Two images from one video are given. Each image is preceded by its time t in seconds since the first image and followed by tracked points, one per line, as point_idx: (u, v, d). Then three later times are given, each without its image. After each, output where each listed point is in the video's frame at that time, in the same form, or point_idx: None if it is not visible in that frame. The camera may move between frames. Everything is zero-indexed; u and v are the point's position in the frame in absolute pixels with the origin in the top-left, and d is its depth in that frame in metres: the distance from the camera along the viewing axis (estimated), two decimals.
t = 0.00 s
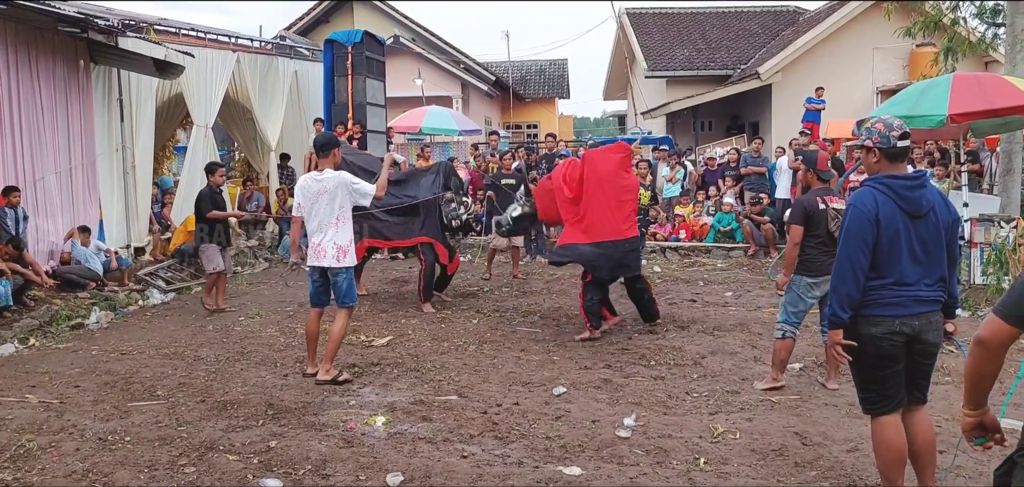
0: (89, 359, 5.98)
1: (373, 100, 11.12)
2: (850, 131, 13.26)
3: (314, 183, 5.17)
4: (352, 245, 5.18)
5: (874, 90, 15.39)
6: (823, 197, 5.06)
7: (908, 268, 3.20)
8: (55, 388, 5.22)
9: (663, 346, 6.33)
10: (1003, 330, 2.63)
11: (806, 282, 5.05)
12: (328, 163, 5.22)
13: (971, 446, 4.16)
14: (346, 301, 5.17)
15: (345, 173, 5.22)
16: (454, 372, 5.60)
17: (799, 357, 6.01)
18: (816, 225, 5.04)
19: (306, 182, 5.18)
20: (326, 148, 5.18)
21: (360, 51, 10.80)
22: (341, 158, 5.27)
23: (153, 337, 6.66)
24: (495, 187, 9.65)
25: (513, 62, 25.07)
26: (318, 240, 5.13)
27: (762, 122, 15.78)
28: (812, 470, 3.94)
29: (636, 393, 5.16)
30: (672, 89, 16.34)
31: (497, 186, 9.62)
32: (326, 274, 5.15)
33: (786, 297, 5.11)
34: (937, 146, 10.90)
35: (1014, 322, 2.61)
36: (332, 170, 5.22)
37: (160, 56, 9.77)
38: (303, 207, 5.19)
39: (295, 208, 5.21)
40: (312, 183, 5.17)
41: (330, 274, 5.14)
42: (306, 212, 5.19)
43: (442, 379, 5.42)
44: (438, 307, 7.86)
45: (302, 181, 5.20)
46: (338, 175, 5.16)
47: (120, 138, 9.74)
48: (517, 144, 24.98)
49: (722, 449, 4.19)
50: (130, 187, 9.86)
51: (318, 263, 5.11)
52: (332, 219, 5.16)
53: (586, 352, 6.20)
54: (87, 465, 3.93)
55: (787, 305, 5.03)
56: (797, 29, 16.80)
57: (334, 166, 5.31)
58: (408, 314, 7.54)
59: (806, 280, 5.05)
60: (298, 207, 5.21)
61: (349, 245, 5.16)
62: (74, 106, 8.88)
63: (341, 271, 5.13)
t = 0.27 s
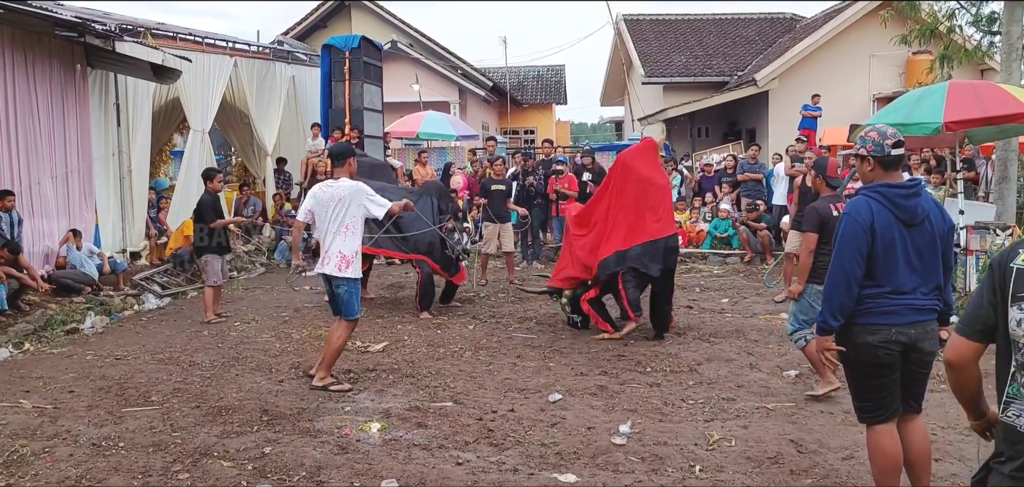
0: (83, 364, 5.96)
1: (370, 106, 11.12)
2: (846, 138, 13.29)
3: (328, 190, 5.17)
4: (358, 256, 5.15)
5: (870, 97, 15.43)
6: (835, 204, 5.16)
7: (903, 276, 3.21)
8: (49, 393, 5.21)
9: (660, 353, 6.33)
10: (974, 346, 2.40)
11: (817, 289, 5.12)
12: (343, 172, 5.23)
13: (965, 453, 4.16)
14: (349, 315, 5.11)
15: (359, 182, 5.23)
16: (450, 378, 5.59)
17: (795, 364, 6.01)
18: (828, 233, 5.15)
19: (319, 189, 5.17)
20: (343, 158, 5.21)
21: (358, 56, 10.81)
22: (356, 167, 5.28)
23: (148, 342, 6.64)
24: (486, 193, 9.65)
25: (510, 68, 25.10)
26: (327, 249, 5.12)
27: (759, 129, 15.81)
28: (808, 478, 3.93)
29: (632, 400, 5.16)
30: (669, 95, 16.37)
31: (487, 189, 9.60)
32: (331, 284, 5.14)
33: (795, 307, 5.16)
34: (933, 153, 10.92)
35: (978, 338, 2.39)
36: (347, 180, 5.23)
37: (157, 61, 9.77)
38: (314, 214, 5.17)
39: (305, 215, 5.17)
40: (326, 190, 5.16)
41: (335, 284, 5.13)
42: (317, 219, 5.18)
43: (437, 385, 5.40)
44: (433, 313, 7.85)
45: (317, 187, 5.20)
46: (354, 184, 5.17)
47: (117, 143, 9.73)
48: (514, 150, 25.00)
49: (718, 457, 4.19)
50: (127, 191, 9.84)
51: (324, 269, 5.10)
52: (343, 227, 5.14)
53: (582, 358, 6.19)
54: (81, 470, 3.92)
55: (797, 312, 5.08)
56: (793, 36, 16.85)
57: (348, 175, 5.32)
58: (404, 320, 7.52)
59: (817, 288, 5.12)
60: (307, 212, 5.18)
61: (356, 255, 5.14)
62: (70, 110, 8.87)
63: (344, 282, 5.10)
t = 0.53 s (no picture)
0: (74, 364, 5.93)
1: (366, 107, 11.10)
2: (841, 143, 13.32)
3: (355, 192, 5.18)
4: (375, 260, 5.12)
5: (865, 103, 15.47)
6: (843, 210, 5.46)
7: (899, 284, 3.21)
8: (39, 393, 5.17)
9: (653, 358, 6.31)
10: (946, 371, 2.33)
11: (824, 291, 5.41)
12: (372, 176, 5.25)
13: (958, 461, 4.16)
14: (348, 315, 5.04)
15: (386, 188, 5.23)
16: (443, 381, 5.56)
17: (789, 370, 6.00)
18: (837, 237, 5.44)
19: (348, 189, 5.19)
20: (371, 161, 5.21)
21: (354, 57, 10.79)
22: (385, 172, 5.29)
23: (139, 343, 6.60)
24: (478, 196, 9.66)
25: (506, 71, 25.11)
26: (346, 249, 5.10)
27: (754, 133, 15.84)
28: (801, 484, 3.92)
29: (625, 405, 5.14)
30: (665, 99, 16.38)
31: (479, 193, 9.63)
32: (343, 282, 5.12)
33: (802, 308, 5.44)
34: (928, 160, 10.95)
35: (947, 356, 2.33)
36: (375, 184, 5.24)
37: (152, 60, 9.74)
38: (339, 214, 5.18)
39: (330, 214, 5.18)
40: (354, 191, 5.18)
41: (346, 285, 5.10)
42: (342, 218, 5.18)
43: (430, 389, 5.38)
44: (427, 316, 7.83)
45: (345, 189, 5.23)
46: (381, 189, 5.18)
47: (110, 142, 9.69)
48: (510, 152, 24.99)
49: (711, 463, 4.18)
50: (120, 191, 9.80)
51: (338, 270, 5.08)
52: (366, 230, 5.12)
53: (575, 362, 6.17)
54: (70, 472, 3.89)
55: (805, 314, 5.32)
56: (789, 42, 16.89)
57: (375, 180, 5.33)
58: (397, 322, 7.50)
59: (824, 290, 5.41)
60: (333, 211, 5.19)
61: (372, 259, 5.11)
62: (64, 109, 8.83)
63: (354, 283, 5.07)
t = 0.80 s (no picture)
0: (63, 364, 5.89)
1: (360, 107, 11.07)
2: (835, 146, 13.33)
3: (382, 197, 5.20)
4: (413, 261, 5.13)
5: (859, 106, 15.49)
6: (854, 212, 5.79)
7: (889, 288, 3.19)
8: (27, 394, 5.13)
9: (646, 360, 6.30)
10: (933, 382, 2.31)
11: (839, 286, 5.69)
12: (397, 179, 5.25)
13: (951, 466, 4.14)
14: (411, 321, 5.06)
15: (413, 189, 5.21)
16: (434, 383, 5.54)
17: (781, 373, 5.99)
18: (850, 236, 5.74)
19: (375, 196, 5.23)
20: (396, 164, 5.22)
21: (348, 57, 10.77)
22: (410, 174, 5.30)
23: (129, 343, 6.56)
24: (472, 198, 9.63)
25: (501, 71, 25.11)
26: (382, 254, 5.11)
27: (749, 136, 15.84)
28: None
29: (617, 408, 5.12)
30: (659, 101, 16.38)
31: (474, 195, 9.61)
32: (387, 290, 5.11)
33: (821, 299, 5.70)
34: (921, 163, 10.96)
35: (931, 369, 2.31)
36: (401, 187, 5.25)
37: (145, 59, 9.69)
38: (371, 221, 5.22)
39: (363, 224, 5.24)
40: (381, 196, 5.21)
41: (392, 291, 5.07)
42: (373, 226, 5.21)
43: (421, 391, 5.35)
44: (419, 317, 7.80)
45: (374, 196, 5.26)
46: (406, 190, 5.16)
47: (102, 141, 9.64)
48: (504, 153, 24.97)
49: (703, 467, 4.16)
50: (112, 189, 9.75)
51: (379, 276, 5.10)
52: (397, 234, 5.11)
53: (567, 365, 6.15)
54: (57, 474, 3.85)
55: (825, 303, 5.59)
56: (784, 45, 16.90)
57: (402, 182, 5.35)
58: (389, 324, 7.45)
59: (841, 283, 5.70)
60: (365, 219, 5.24)
61: (410, 261, 5.11)
62: (55, 107, 8.78)
63: (400, 289, 5.04)
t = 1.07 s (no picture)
0: (53, 365, 5.85)
1: (354, 107, 11.03)
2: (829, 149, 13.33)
3: (412, 197, 5.15)
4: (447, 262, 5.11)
5: (854, 109, 15.51)
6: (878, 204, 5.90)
7: (892, 293, 3.17)
8: (16, 395, 5.09)
9: (639, 363, 6.29)
10: (946, 392, 2.66)
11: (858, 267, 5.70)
12: (428, 180, 5.19)
13: (942, 471, 4.14)
14: (451, 315, 5.08)
15: (445, 191, 5.17)
16: (426, 386, 5.52)
17: (774, 377, 5.98)
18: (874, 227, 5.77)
19: (404, 195, 5.17)
20: (428, 165, 5.14)
21: (342, 58, 10.72)
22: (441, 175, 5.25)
23: (120, 344, 6.52)
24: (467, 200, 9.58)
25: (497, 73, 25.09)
26: (412, 254, 5.06)
27: (744, 139, 15.85)
28: None
29: (609, 411, 5.11)
30: (655, 103, 16.38)
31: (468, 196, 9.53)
32: (419, 289, 5.06)
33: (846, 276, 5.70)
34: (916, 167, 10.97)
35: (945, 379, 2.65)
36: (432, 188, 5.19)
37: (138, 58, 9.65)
38: (400, 220, 5.16)
39: (391, 222, 5.19)
40: (411, 196, 5.16)
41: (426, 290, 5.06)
42: (402, 224, 5.16)
43: (413, 393, 5.33)
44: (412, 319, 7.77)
45: (401, 195, 5.17)
46: (439, 193, 5.13)
47: (95, 140, 9.59)
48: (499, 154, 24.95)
49: (694, 471, 4.15)
50: (104, 189, 9.70)
51: (414, 277, 5.03)
52: (429, 234, 5.07)
53: (561, 367, 6.14)
54: (44, 477, 3.82)
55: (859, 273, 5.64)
56: (779, 48, 16.93)
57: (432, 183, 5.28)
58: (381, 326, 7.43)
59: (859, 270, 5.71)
60: (393, 218, 5.19)
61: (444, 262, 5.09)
62: (48, 106, 8.74)
63: (434, 287, 5.04)
